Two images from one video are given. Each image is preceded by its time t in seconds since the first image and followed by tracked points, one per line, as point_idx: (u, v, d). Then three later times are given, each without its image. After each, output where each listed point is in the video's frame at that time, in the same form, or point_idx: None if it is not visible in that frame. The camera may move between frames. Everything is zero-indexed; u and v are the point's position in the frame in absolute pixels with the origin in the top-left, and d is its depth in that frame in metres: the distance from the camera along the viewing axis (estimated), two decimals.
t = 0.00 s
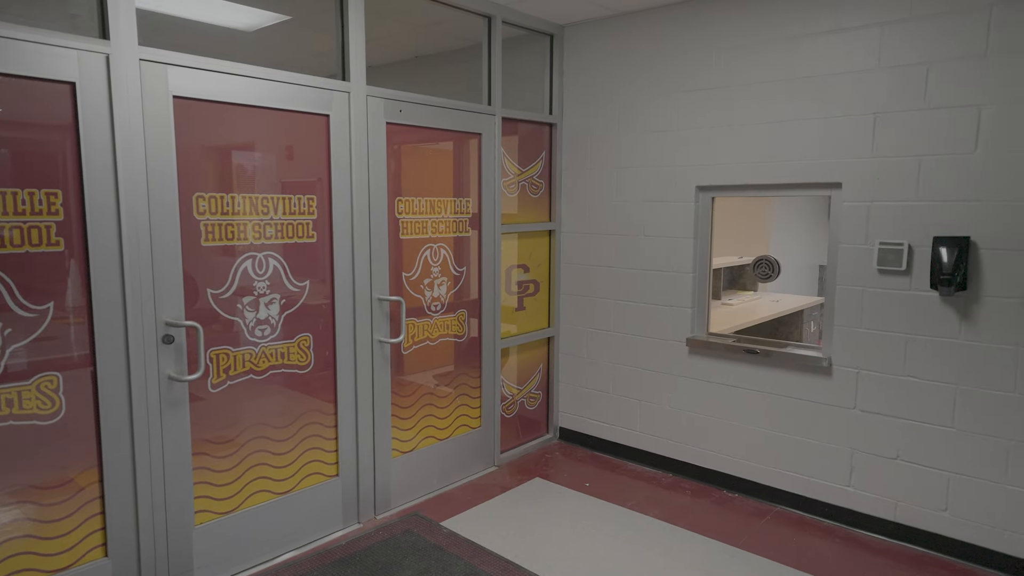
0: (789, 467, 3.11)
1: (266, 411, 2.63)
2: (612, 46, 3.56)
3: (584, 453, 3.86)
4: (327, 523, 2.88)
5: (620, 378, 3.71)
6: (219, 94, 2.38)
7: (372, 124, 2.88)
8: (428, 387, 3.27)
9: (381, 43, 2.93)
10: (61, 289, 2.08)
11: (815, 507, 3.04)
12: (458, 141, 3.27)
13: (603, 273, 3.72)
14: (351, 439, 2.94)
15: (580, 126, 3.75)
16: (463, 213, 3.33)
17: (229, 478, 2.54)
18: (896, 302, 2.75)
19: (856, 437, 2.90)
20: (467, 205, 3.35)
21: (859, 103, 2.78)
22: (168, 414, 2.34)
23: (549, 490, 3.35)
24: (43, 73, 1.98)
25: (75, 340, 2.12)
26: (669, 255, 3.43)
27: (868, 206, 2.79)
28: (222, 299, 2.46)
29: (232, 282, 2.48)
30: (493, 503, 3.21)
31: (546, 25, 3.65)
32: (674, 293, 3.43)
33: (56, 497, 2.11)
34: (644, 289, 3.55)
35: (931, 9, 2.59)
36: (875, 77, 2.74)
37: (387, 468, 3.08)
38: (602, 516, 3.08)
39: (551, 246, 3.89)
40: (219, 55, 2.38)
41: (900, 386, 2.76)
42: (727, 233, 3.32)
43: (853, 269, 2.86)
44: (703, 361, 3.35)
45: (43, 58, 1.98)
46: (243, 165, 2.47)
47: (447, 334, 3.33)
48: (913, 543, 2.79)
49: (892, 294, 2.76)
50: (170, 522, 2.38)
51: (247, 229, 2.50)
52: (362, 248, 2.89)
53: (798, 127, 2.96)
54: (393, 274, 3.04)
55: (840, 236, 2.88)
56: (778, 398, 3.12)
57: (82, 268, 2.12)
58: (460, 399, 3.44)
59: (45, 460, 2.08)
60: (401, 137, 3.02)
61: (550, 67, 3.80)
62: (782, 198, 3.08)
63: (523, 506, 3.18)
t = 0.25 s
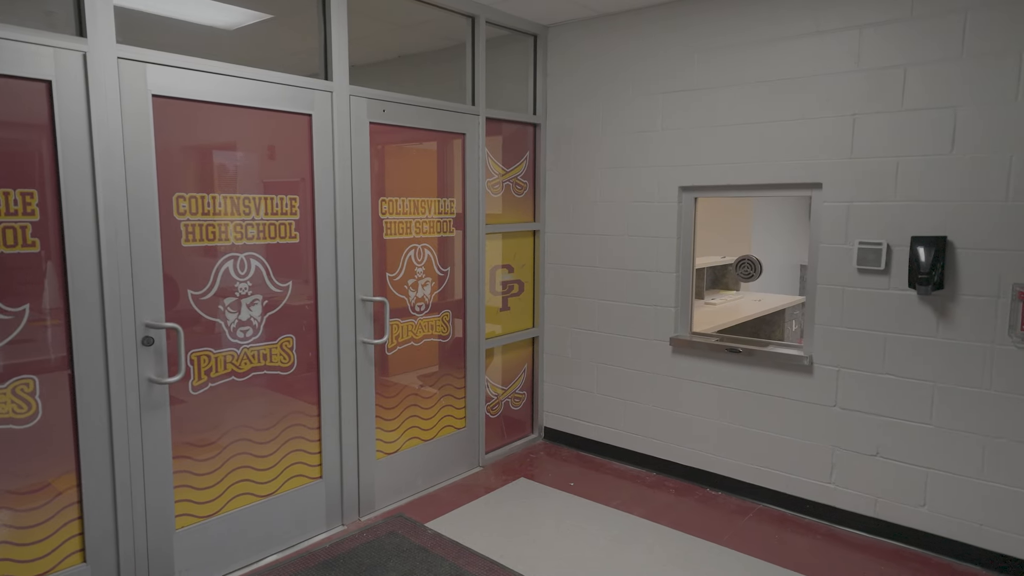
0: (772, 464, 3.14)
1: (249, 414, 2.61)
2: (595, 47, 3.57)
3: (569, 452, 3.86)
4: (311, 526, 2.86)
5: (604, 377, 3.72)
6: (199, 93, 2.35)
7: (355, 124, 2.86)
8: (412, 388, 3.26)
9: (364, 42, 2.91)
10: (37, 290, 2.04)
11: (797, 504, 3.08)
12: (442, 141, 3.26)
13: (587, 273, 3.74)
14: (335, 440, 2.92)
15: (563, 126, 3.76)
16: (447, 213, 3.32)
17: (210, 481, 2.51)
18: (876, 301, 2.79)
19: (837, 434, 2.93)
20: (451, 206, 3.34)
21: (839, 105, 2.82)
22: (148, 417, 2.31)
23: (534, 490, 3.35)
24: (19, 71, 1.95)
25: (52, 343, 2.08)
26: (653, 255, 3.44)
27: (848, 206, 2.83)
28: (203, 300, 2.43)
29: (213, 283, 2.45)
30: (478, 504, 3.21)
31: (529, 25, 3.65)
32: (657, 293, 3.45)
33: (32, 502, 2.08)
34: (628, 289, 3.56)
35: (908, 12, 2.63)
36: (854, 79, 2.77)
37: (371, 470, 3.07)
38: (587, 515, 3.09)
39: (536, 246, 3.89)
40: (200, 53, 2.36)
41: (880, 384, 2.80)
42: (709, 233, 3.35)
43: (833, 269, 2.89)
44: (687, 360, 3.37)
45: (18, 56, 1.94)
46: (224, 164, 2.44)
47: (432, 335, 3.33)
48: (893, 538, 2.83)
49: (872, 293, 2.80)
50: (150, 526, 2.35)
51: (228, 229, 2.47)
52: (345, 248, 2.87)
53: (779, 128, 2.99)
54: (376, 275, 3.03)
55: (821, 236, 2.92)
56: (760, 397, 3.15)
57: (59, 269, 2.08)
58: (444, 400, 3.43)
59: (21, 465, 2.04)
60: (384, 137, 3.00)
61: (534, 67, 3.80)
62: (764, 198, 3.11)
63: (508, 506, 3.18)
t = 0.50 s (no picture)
0: (755, 462, 3.16)
1: (232, 416, 2.58)
2: (580, 48, 3.58)
3: (555, 452, 3.87)
4: (295, 528, 2.84)
5: (589, 377, 3.73)
6: (180, 92, 2.33)
7: (338, 123, 2.85)
8: (397, 389, 3.24)
9: (348, 41, 2.90)
10: (14, 292, 2.01)
11: (780, 502, 3.11)
12: (426, 141, 3.25)
13: (572, 273, 3.74)
14: (319, 442, 2.90)
15: (548, 126, 3.77)
16: (432, 214, 3.31)
17: (192, 485, 2.48)
18: (857, 300, 2.82)
19: (819, 432, 2.96)
20: (436, 206, 3.33)
21: (820, 106, 2.85)
22: (129, 420, 2.28)
23: (519, 490, 3.36)
24: None
25: (29, 345, 2.05)
26: (637, 255, 3.46)
27: (829, 206, 2.86)
28: (185, 302, 2.41)
29: (195, 284, 2.43)
30: (464, 504, 3.20)
31: (514, 25, 3.65)
32: (642, 292, 3.47)
33: (9, 507, 2.04)
34: (612, 288, 3.57)
35: (888, 15, 2.66)
36: (835, 81, 2.81)
37: (356, 471, 3.05)
38: (572, 514, 3.10)
39: (521, 247, 3.90)
40: (180, 51, 2.33)
41: (861, 382, 2.84)
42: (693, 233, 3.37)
43: (815, 268, 2.92)
44: (671, 359, 3.39)
45: None
46: (206, 164, 2.42)
47: (417, 335, 3.32)
48: (874, 535, 2.86)
49: (852, 293, 2.83)
50: (131, 530, 2.32)
51: (210, 230, 2.45)
52: (329, 248, 2.86)
53: (761, 129, 3.01)
54: (361, 275, 3.01)
55: (803, 236, 2.95)
56: (744, 396, 3.17)
57: (36, 270, 2.05)
58: (429, 401, 3.42)
59: None
60: (368, 137, 2.99)
61: (518, 67, 3.80)
62: (746, 199, 3.14)
63: (493, 507, 3.18)
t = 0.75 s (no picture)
0: (739, 461, 3.19)
1: (214, 418, 2.56)
2: (564, 48, 3.59)
3: (540, 452, 3.88)
4: (279, 531, 2.82)
5: (575, 376, 3.74)
6: (161, 91, 2.30)
7: (322, 123, 2.83)
8: (382, 390, 3.23)
9: (331, 41, 2.88)
10: None
11: (763, 500, 3.13)
12: (411, 141, 3.24)
13: (557, 273, 3.75)
14: (303, 444, 2.88)
15: (533, 126, 3.77)
16: (416, 214, 3.30)
17: (174, 488, 2.45)
18: (838, 299, 2.86)
19: (802, 430, 2.99)
20: (420, 206, 3.32)
21: (801, 108, 2.88)
22: (109, 423, 2.25)
23: (505, 490, 3.36)
24: None
25: (6, 347, 2.01)
26: (622, 255, 3.47)
27: (811, 207, 2.89)
28: (166, 303, 2.38)
29: (176, 285, 2.40)
30: (449, 505, 3.20)
31: (498, 25, 3.65)
32: (626, 292, 3.48)
33: None
34: (597, 288, 3.59)
35: (868, 17, 2.70)
36: (816, 82, 2.84)
37: (341, 473, 3.04)
38: (558, 514, 3.10)
39: (506, 247, 3.90)
40: (160, 50, 2.30)
41: (842, 380, 2.87)
42: (677, 233, 3.40)
43: (797, 268, 2.95)
44: (656, 359, 3.41)
45: None
46: (188, 164, 2.39)
47: (402, 336, 3.30)
48: (855, 531, 2.90)
49: (834, 292, 2.86)
50: (111, 535, 2.28)
51: (192, 230, 2.42)
52: (313, 249, 2.84)
53: (744, 130, 3.04)
54: (345, 276, 3.00)
55: (785, 236, 2.97)
56: (728, 394, 3.19)
57: (13, 271, 2.02)
58: (415, 401, 3.41)
59: None
60: (352, 136, 2.98)
61: (503, 67, 3.80)
62: (729, 199, 3.17)
63: (479, 507, 3.18)
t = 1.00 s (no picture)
0: (722, 459, 3.22)
1: (195, 421, 2.53)
2: (547, 48, 3.59)
3: (525, 452, 3.88)
4: (261, 534, 2.79)
5: (559, 376, 3.75)
6: (139, 90, 2.27)
7: (304, 123, 2.81)
8: (366, 391, 3.21)
9: (313, 40, 2.86)
10: None
11: (746, 497, 3.16)
12: (394, 141, 3.23)
13: (540, 273, 3.76)
14: (286, 446, 2.86)
15: (516, 127, 3.77)
16: (400, 214, 3.29)
17: (154, 492, 2.42)
18: (818, 298, 2.89)
19: (783, 428, 3.02)
20: (403, 206, 3.31)
21: (781, 109, 2.91)
22: (86, 427, 2.21)
23: (489, 491, 3.36)
24: None
25: None
26: (606, 255, 3.48)
27: (792, 207, 2.92)
28: (145, 304, 2.35)
29: (155, 286, 2.37)
30: (434, 506, 3.19)
31: (481, 25, 3.65)
32: (610, 292, 3.50)
33: None
34: (581, 288, 3.60)
35: (847, 20, 2.73)
36: (796, 84, 2.87)
37: (324, 475, 3.02)
38: (542, 514, 3.11)
39: (490, 247, 3.89)
40: (139, 48, 2.27)
41: (823, 378, 2.90)
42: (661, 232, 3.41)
43: (778, 268, 2.98)
44: (639, 358, 3.43)
45: None
46: (167, 164, 2.37)
47: (386, 337, 3.29)
48: (836, 527, 2.93)
49: (814, 291, 2.90)
50: (89, 540, 2.25)
51: (171, 231, 2.39)
52: (295, 249, 2.81)
53: (726, 131, 3.06)
54: (328, 276, 2.98)
55: (766, 236, 3.00)
56: (710, 393, 3.22)
57: None
58: (399, 403, 3.39)
59: None
60: (335, 136, 2.96)
61: (486, 67, 3.80)
62: (711, 199, 3.19)
63: (464, 508, 3.17)
